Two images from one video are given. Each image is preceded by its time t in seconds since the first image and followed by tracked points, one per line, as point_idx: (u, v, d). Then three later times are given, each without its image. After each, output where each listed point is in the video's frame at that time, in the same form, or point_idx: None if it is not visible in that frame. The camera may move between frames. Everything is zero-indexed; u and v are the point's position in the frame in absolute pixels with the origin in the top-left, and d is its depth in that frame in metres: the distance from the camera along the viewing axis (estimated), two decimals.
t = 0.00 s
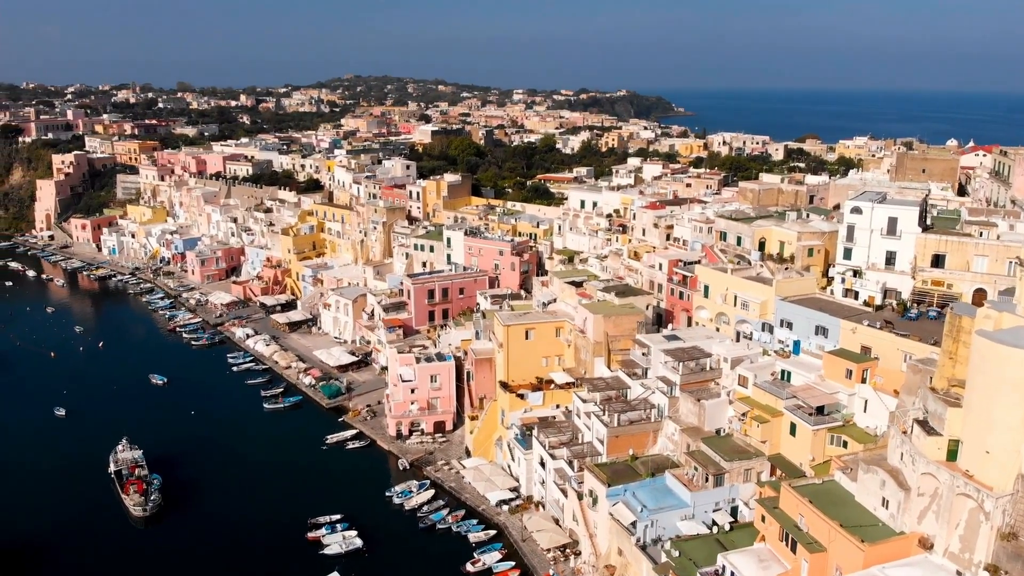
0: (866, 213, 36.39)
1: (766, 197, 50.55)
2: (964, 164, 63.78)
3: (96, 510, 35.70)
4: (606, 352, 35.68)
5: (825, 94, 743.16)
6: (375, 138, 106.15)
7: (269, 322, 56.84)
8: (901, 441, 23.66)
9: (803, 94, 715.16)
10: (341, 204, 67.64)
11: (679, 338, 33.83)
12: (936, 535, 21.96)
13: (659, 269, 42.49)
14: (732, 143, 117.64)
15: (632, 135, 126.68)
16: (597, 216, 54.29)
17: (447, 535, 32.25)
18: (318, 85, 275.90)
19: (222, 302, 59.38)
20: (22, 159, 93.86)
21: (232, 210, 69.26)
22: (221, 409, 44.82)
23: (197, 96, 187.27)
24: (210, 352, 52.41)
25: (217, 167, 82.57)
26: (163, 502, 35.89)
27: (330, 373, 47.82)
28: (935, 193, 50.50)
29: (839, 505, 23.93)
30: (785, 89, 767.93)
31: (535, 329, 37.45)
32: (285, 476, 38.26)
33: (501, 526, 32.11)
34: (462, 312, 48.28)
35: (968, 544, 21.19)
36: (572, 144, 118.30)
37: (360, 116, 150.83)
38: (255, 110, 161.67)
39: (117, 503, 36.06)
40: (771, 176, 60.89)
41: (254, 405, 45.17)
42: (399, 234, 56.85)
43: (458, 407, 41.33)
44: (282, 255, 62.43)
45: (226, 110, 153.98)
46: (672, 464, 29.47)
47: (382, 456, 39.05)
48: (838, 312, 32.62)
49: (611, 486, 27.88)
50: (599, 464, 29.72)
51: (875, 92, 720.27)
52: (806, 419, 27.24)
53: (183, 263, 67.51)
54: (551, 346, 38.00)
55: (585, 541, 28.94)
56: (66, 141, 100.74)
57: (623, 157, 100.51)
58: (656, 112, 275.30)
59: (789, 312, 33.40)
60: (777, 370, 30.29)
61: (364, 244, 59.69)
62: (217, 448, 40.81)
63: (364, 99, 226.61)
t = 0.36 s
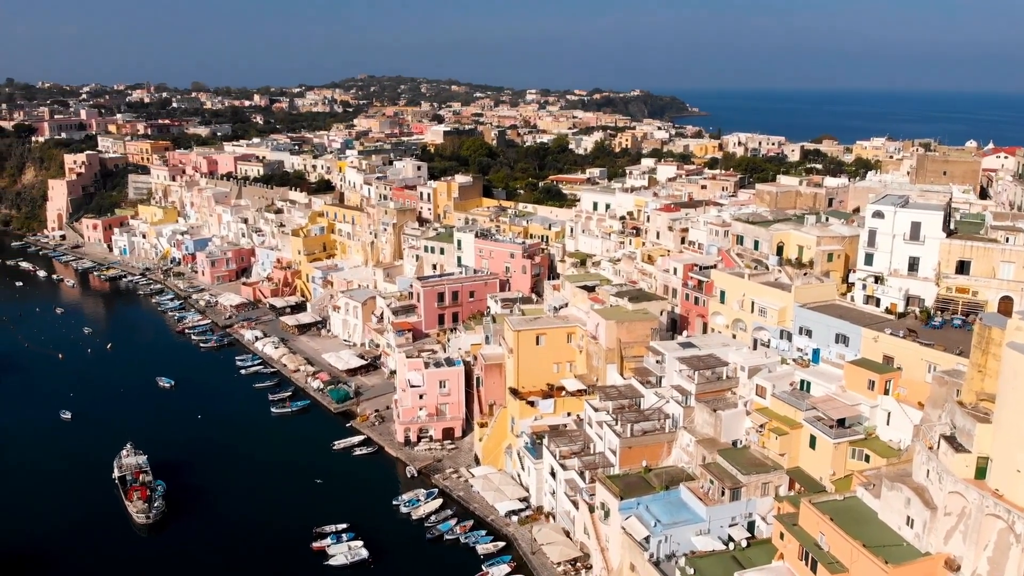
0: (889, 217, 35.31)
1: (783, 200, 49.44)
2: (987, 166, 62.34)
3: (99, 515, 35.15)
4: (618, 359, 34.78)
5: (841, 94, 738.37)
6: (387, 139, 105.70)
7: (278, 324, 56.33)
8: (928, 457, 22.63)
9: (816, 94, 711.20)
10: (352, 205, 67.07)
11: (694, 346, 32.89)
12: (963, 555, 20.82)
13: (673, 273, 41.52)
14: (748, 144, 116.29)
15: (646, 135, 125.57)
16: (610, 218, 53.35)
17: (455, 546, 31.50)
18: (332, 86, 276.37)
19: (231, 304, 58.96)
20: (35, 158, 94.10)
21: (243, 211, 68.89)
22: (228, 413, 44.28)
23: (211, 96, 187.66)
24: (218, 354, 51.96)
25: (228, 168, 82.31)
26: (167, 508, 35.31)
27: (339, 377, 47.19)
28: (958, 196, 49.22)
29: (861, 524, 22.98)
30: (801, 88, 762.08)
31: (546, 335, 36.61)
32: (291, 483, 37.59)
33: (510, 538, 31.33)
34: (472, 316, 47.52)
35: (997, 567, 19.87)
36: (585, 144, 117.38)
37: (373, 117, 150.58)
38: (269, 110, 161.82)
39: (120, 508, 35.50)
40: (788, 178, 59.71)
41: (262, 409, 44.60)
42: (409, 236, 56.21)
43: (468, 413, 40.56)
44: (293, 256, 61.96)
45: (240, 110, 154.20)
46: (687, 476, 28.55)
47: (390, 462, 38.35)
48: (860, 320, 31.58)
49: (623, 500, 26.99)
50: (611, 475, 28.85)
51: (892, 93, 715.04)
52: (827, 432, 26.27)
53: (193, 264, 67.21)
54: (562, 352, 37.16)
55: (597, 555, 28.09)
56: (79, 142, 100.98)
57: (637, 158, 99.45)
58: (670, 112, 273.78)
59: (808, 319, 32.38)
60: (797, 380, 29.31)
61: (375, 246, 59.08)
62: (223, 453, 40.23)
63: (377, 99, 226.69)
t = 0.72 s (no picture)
0: (914, 222, 34.26)
1: (803, 203, 48.34)
2: (1011, 169, 60.85)
3: (103, 521, 34.53)
4: (633, 366, 33.89)
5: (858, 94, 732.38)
6: (401, 139, 105.23)
7: (288, 327, 55.87)
8: (956, 475, 21.66)
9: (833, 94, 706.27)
10: (364, 206, 66.55)
11: (711, 354, 31.95)
12: None
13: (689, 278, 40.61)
14: (764, 145, 114.89)
15: (661, 136, 124.36)
16: (624, 221, 52.42)
17: (464, 558, 30.76)
18: (346, 86, 276.78)
19: (242, 306, 58.60)
20: (49, 158, 94.38)
21: (255, 211, 68.56)
22: (237, 418, 43.71)
23: (226, 96, 188.14)
24: (228, 357, 51.52)
25: (241, 168, 82.10)
26: (172, 515, 34.62)
27: (348, 381, 46.59)
28: (983, 199, 47.90)
29: (888, 544, 22.15)
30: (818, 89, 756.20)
31: (559, 340, 35.81)
32: (298, 489, 36.95)
33: (521, 551, 30.54)
34: (483, 320, 46.81)
35: None
36: (600, 144, 116.38)
37: (387, 117, 150.25)
38: (283, 110, 161.90)
39: (124, 515, 34.83)
40: (807, 180, 58.53)
41: (271, 414, 44.04)
42: (421, 238, 55.56)
43: (478, 420, 39.84)
44: (304, 258, 61.53)
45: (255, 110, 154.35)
46: (703, 489, 27.65)
47: (399, 470, 37.66)
48: (883, 328, 30.54)
49: (638, 514, 26.16)
50: (625, 488, 27.99)
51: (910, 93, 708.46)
52: (850, 446, 25.34)
53: (205, 265, 66.94)
54: (575, 359, 36.34)
55: (609, 570, 27.25)
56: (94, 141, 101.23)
57: (652, 158, 98.34)
58: (686, 112, 271.92)
59: (829, 327, 31.40)
60: (818, 391, 28.37)
61: (386, 248, 58.47)
62: (230, 459, 39.61)
63: (391, 100, 226.68)
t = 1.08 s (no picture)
0: (940, 226, 33.07)
1: (823, 206, 47.20)
2: None
3: (106, 528, 33.84)
4: (648, 374, 32.96)
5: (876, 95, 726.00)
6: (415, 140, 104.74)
7: (299, 329, 55.35)
8: (987, 495, 20.64)
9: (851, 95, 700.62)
10: (376, 207, 65.99)
11: (729, 362, 31.00)
12: None
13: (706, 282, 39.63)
14: (782, 146, 113.51)
15: (677, 136, 123.17)
16: (639, 223, 51.50)
17: (473, 570, 29.96)
18: (361, 86, 277.15)
19: (253, 307, 58.16)
20: (63, 158, 94.64)
21: (268, 212, 68.17)
22: (245, 423, 43.12)
23: (241, 96, 188.60)
24: (238, 360, 51.05)
25: (254, 168, 81.85)
26: (176, 523, 33.89)
27: (358, 385, 45.97)
28: (1010, 203, 46.56)
29: (914, 566, 21.13)
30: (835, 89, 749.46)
31: (572, 347, 34.99)
32: (306, 496, 36.26)
33: (532, 564, 29.70)
34: (495, 323, 46.04)
35: None
36: (615, 145, 115.37)
37: (401, 117, 149.91)
38: (298, 110, 162.03)
39: (128, 522, 34.12)
40: (827, 183, 57.29)
41: (279, 419, 43.46)
42: (433, 240, 54.87)
43: (489, 427, 39.07)
44: (316, 259, 61.04)
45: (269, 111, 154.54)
46: (721, 504, 26.70)
47: (408, 477, 36.94)
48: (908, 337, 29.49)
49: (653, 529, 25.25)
50: (639, 502, 27.10)
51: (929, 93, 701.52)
52: (874, 461, 24.35)
53: (217, 266, 66.63)
54: (589, 365, 35.50)
55: None
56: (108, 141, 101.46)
57: (668, 159, 97.19)
58: (702, 112, 270.02)
59: (852, 335, 30.38)
60: (840, 403, 27.38)
61: (398, 250, 57.83)
62: (237, 465, 38.99)
63: (405, 100, 226.59)
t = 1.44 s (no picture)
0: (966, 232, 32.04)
1: (842, 209, 46.13)
2: None
3: (109, 533, 33.27)
4: (662, 382, 32.10)
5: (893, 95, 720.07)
6: (427, 140, 104.30)
7: (309, 331, 54.87)
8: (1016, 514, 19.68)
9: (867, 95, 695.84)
10: (387, 208, 65.49)
11: (746, 371, 30.11)
12: None
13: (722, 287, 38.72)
14: (798, 147, 112.17)
15: (692, 137, 122.00)
16: (653, 226, 50.59)
17: None
18: (375, 86, 277.55)
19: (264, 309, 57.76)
20: (77, 158, 94.95)
21: (279, 213, 67.82)
22: (253, 428, 42.63)
23: (255, 96, 189.05)
24: (247, 362, 50.62)
25: (266, 169, 81.63)
26: (180, 529, 33.27)
27: (367, 389, 45.40)
28: None
29: None
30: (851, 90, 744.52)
31: (584, 353, 34.21)
32: (312, 503, 35.66)
33: None
34: (506, 327, 45.32)
35: None
36: (629, 145, 114.38)
37: (414, 117, 149.62)
38: (312, 110, 162.20)
39: (131, 527, 33.53)
40: (847, 185, 56.14)
41: (287, 423, 42.93)
42: (444, 242, 54.20)
43: (500, 434, 38.36)
44: (327, 260, 60.58)
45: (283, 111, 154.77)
46: (737, 518, 25.82)
47: (417, 485, 36.31)
48: (933, 346, 28.50)
49: (666, 544, 24.41)
50: (653, 515, 26.29)
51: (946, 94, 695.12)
52: (898, 476, 23.47)
53: (228, 267, 66.37)
54: (601, 372, 34.72)
55: None
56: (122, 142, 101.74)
57: (683, 160, 96.13)
58: (717, 113, 268.31)
59: (873, 344, 29.43)
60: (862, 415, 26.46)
61: (409, 252, 57.22)
62: (244, 470, 38.46)
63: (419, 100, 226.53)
